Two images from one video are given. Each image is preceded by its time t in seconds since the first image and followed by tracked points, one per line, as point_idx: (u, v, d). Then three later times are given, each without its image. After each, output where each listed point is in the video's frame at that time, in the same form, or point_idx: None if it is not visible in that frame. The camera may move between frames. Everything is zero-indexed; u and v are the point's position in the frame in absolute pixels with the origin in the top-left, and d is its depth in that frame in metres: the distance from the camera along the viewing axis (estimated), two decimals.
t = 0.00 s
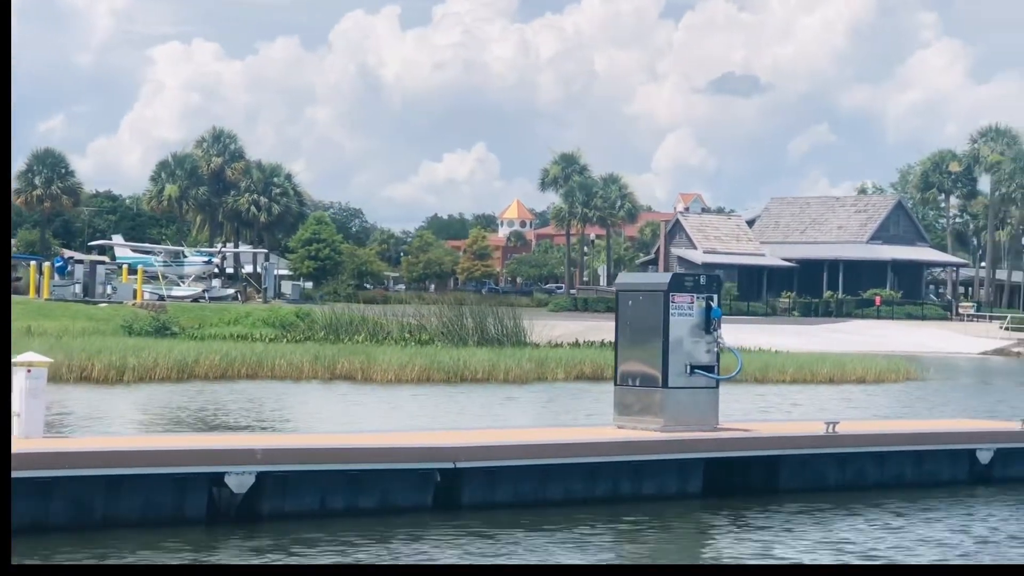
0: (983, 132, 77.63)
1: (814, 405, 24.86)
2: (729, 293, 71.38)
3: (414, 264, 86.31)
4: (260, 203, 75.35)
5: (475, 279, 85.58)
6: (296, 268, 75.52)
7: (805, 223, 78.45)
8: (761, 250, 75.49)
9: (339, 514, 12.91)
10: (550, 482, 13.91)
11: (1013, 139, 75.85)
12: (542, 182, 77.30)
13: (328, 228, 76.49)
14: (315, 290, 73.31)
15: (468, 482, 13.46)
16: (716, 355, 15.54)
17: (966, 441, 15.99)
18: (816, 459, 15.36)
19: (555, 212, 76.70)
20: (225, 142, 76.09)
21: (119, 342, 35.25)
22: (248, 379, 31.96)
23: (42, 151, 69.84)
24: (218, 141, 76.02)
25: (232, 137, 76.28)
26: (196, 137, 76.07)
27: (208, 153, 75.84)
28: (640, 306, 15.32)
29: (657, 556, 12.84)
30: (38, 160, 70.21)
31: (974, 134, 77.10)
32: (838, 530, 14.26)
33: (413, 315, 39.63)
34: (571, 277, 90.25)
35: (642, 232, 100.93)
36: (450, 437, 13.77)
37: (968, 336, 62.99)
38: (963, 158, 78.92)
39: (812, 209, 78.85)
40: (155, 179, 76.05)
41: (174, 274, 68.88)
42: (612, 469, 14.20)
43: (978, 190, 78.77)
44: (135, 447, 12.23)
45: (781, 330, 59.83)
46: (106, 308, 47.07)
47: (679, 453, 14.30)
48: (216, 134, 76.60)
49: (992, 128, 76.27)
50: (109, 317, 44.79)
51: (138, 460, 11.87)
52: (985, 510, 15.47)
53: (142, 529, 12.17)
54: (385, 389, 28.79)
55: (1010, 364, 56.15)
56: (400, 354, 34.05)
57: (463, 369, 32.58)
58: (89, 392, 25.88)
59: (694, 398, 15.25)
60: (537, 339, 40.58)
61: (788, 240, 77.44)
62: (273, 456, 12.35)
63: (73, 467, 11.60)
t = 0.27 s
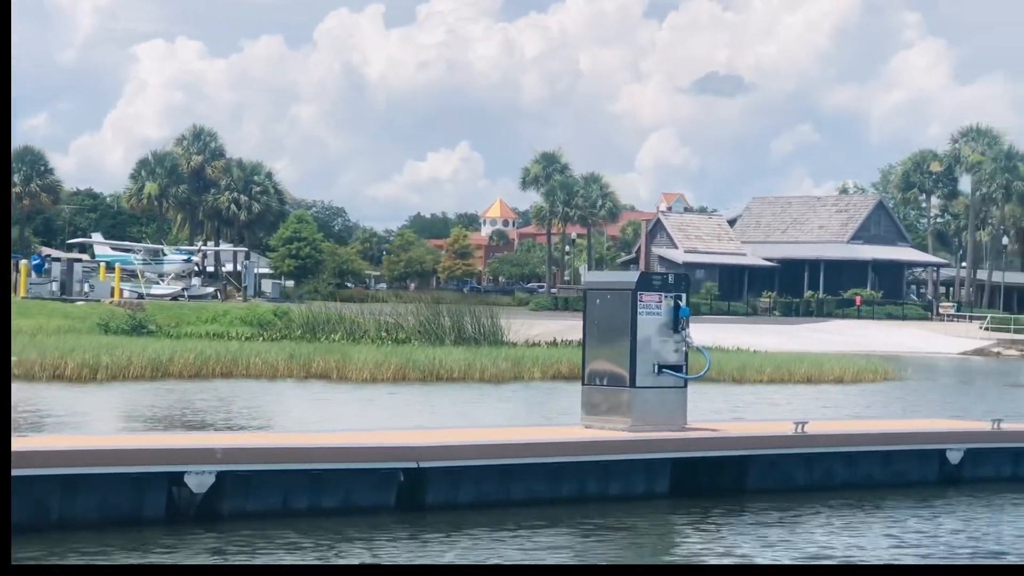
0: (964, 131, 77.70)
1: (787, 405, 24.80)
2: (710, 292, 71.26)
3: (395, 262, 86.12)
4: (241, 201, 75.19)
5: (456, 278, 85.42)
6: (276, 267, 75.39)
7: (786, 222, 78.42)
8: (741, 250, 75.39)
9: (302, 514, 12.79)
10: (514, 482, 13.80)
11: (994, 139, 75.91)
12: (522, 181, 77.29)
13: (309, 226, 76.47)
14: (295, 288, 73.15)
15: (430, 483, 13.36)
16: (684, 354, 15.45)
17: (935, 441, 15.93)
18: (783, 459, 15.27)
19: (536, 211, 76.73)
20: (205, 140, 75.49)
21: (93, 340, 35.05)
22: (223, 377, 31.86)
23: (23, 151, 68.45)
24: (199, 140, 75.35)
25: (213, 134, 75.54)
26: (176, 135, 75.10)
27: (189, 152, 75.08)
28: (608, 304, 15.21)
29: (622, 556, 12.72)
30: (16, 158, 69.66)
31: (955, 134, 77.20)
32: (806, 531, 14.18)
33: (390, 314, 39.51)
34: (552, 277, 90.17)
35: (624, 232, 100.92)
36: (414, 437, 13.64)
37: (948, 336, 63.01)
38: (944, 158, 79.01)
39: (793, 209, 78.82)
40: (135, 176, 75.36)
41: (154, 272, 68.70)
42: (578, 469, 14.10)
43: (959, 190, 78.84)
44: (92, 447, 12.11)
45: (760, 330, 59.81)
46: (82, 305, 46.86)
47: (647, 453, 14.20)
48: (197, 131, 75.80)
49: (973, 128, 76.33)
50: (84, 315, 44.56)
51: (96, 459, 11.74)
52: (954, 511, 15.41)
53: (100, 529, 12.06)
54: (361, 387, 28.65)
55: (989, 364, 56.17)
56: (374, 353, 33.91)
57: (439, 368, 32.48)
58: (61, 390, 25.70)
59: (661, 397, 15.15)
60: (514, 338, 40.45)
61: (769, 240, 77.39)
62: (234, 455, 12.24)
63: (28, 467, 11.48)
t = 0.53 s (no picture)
0: (949, 131, 77.79)
1: (764, 404, 24.70)
2: (694, 291, 71.19)
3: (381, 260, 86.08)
4: (224, 199, 75.42)
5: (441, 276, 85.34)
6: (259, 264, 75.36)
7: (770, 221, 78.43)
8: (726, 249, 75.35)
9: (267, 513, 12.68)
10: (483, 481, 13.70)
11: (979, 139, 76.03)
12: (507, 180, 77.22)
13: (293, 224, 76.54)
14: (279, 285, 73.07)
15: (398, 482, 13.26)
16: (656, 353, 15.37)
17: (909, 440, 15.85)
18: (756, 458, 15.18)
19: (521, 209, 76.62)
20: (190, 137, 75.49)
21: (72, 336, 34.88)
22: (200, 374, 31.74)
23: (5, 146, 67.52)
24: (183, 136, 75.26)
25: (197, 131, 75.57)
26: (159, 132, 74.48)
27: (173, 149, 74.62)
28: (579, 303, 15.12)
29: (590, 557, 12.62)
30: None
31: (940, 133, 77.29)
32: (778, 530, 14.10)
33: (371, 312, 39.38)
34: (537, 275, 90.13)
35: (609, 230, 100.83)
36: (381, 436, 13.54)
37: (931, 335, 63.00)
38: (929, 158, 79.06)
39: (778, 208, 78.81)
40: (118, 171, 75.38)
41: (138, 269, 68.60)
42: (547, 469, 14.00)
43: (944, 190, 78.85)
44: (53, 446, 12.02)
45: (745, 328, 59.74)
46: (62, 302, 46.69)
47: (618, 452, 14.10)
48: (181, 128, 75.39)
49: (958, 127, 76.36)
50: (64, 311, 44.40)
51: (56, 458, 11.64)
52: (928, 510, 15.34)
53: (60, 528, 11.95)
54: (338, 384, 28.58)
55: (973, 364, 56.13)
56: (354, 350, 33.77)
57: (418, 366, 32.38)
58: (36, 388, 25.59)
59: (633, 396, 15.06)
60: (495, 336, 40.32)
61: (753, 239, 77.38)
62: (197, 453, 12.13)
63: None
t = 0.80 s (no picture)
0: (936, 129, 77.88)
1: (744, 403, 24.56)
2: (680, 289, 71.11)
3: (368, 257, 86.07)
4: (209, 194, 74.48)
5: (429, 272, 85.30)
6: (245, 260, 74.59)
7: (757, 219, 78.42)
8: (713, 247, 75.28)
9: (233, 511, 12.58)
10: (453, 478, 13.60)
11: (965, 137, 76.14)
12: (494, 177, 77.17)
13: (279, 219, 75.63)
14: (264, 281, 72.92)
15: (365, 478, 13.15)
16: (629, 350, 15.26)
17: (884, 439, 15.76)
18: (729, 456, 15.08)
19: (508, 206, 76.38)
20: (175, 133, 75.59)
21: (53, 333, 34.79)
22: (180, 370, 31.63)
23: None
24: (168, 133, 75.47)
25: (182, 127, 75.75)
26: (145, 128, 75.23)
27: (158, 144, 75.17)
28: (552, 300, 15.01)
29: (558, 555, 12.52)
30: None
31: (926, 132, 77.39)
32: (748, 529, 14.01)
33: (353, 308, 39.28)
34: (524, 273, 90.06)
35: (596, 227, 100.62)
36: (349, 433, 13.43)
37: (917, 333, 62.98)
38: (915, 156, 79.10)
39: (765, 206, 78.80)
40: (104, 168, 75.73)
41: (123, 265, 68.49)
42: (518, 465, 13.90)
43: (930, 188, 78.82)
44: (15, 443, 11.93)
45: (729, 326, 59.66)
46: (46, 298, 46.60)
47: (589, 449, 13.99)
48: (166, 125, 76.02)
49: (946, 125, 76.34)
50: (47, 307, 44.30)
51: (17, 454, 11.55)
52: (901, 509, 15.24)
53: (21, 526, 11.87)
54: (319, 381, 28.49)
55: (958, 362, 56.08)
56: (335, 347, 33.66)
57: (398, 363, 32.27)
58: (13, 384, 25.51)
59: (605, 393, 14.96)
60: (478, 333, 40.22)
61: (740, 236, 77.36)
62: (160, 450, 12.03)
63: None
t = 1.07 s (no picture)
0: (922, 129, 77.93)
1: (723, 403, 24.45)
2: (666, 288, 71.03)
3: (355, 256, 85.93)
4: (195, 193, 74.16)
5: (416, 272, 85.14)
6: (231, 259, 74.29)
7: (744, 218, 78.41)
8: (699, 246, 75.21)
9: (199, 511, 12.48)
10: (423, 478, 13.50)
11: (952, 137, 76.22)
12: (480, 176, 77.10)
13: (266, 218, 75.15)
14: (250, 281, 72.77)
15: (334, 479, 13.04)
16: (603, 349, 15.15)
17: (858, 439, 15.66)
18: (704, 456, 14.96)
19: (494, 205, 76.19)
20: (161, 133, 75.52)
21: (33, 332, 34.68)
22: (161, 369, 31.51)
23: None
24: (154, 132, 75.41)
25: (168, 126, 75.70)
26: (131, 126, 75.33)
27: (144, 144, 75.14)
28: (525, 299, 14.91)
29: (526, 555, 12.40)
30: None
31: (913, 132, 77.43)
32: (721, 530, 13.89)
33: (336, 307, 39.16)
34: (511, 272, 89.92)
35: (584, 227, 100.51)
36: (318, 433, 13.32)
37: (903, 333, 62.94)
38: (902, 156, 79.11)
39: (752, 205, 78.77)
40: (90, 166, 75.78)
41: (108, 264, 68.34)
42: (488, 466, 13.79)
43: (917, 188, 78.77)
44: None
45: (715, 326, 59.58)
46: (29, 296, 46.44)
47: (561, 450, 13.88)
48: (152, 124, 76.04)
49: (933, 124, 76.33)
50: (30, 306, 44.16)
51: None
52: (876, 510, 15.13)
53: None
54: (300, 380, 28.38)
55: (944, 362, 56.06)
56: (316, 347, 33.54)
57: (379, 362, 32.16)
58: None
59: (579, 392, 14.85)
60: (462, 333, 40.09)
61: (727, 236, 77.33)
62: (125, 450, 11.92)
63: None
